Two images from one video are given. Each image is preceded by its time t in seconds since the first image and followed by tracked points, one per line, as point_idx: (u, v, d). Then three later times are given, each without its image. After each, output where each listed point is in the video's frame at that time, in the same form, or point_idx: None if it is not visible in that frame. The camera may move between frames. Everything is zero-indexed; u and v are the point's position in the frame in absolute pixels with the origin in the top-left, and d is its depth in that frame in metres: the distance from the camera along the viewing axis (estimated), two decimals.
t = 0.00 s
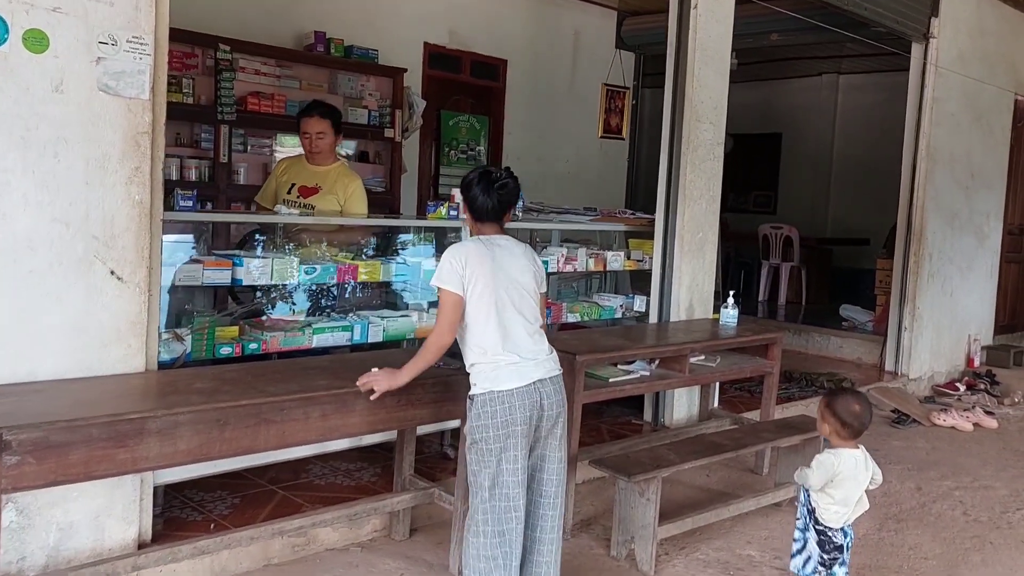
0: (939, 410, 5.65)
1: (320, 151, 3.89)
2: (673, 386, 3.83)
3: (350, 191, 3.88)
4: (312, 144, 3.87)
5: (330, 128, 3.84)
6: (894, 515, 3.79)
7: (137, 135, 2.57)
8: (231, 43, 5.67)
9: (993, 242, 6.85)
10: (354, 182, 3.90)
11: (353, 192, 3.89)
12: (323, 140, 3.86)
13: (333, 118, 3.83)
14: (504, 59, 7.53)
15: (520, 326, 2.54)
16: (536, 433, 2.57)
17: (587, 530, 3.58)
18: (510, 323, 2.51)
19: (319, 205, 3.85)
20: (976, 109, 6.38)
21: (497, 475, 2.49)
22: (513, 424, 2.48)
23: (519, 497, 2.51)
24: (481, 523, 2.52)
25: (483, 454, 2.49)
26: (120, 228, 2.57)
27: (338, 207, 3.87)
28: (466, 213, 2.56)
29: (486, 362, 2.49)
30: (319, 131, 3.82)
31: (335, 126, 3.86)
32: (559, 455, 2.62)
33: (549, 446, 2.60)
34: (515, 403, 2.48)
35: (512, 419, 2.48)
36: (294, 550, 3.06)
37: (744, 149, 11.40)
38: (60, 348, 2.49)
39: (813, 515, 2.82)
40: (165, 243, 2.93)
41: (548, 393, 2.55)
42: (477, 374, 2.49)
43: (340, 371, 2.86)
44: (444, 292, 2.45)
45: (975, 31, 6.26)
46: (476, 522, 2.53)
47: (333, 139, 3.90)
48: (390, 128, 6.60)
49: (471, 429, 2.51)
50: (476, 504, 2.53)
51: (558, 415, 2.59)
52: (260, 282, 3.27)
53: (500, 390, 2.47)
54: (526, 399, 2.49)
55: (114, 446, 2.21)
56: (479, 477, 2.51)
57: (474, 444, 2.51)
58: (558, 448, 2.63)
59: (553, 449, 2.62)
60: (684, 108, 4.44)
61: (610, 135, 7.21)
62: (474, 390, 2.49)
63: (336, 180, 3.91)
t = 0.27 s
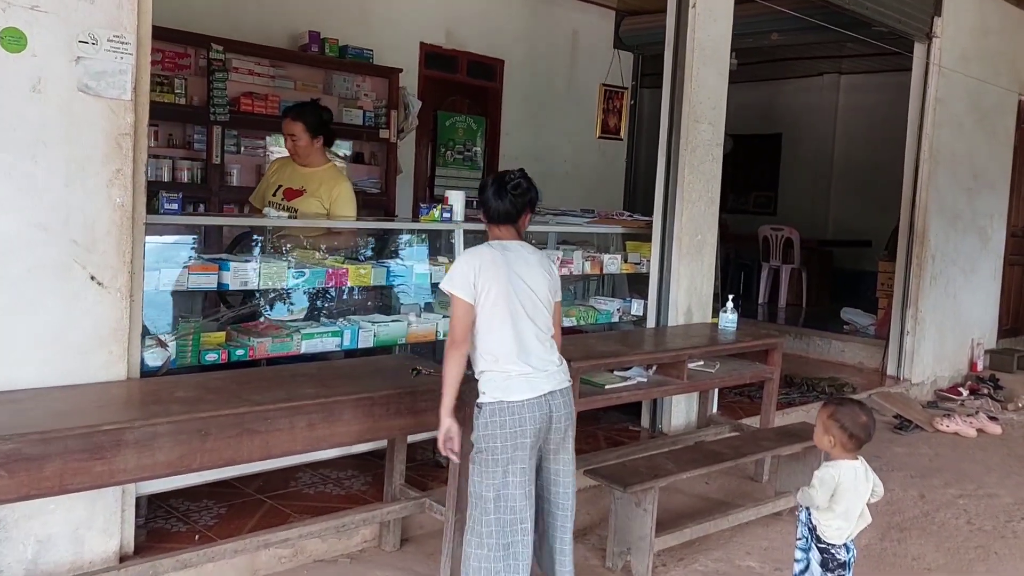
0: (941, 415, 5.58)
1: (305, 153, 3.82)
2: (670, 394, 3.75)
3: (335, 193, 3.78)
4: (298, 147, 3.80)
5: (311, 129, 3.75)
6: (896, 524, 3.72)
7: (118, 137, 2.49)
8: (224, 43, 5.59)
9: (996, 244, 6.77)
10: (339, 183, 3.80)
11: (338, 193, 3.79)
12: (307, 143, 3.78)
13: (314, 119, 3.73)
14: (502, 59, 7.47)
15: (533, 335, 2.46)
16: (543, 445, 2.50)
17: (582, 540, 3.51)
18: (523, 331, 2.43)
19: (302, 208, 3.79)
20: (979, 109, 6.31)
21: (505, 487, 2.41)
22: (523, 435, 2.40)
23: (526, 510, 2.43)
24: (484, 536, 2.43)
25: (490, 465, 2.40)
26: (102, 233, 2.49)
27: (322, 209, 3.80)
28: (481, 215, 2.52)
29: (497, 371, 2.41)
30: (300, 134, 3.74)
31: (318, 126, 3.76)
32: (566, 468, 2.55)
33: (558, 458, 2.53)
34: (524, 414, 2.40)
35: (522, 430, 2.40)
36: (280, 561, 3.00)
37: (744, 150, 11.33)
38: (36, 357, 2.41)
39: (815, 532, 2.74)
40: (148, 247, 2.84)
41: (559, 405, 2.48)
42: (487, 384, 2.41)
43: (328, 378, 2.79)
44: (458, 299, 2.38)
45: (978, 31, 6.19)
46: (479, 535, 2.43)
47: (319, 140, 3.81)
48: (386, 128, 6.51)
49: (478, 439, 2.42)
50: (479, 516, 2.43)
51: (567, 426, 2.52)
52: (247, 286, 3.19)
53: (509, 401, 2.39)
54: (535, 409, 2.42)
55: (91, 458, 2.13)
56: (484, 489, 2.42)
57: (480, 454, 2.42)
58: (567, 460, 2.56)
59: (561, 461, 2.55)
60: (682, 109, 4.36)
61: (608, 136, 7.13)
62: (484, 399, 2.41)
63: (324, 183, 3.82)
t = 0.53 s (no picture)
0: (944, 421, 5.52)
1: (296, 153, 3.76)
2: (670, 400, 3.68)
3: (323, 194, 3.72)
4: (287, 147, 3.74)
5: (302, 129, 3.69)
6: (900, 533, 3.65)
7: (104, 137, 2.43)
8: (219, 43, 5.53)
9: (999, 248, 6.71)
10: (328, 183, 3.74)
11: (327, 194, 3.72)
12: (297, 143, 3.72)
13: (304, 119, 3.67)
14: (500, 59, 7.41)
15: (569, 341, 2.50)
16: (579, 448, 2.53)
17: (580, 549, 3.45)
18: (559, 338, 2.47)
19: (289, 209, 3.74)
20: (982, 112, 6.25)
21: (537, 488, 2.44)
22: (559, 439, 2.44)
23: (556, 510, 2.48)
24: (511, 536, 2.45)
25: (523, 465, 2.44)
26: (87, 235, 2.43)
27: (309, 211, 3.74)
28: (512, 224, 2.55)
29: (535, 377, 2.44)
30: (290, 134, 3.68)
31: (308, 126, 3.70)
32: (595, 471, 2.60)
33: (589, 462, 2.58)
34: (565, 418, 2.44)
35: (559, 434, 2.44)
36: (271, 571, 2.94)
37: (745, 152, 11.28)
38: (19, 362, 2.34)
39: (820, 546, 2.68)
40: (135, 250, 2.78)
41: (594, 410, 2.53)
42: (527, 389, 2.43)
43: (320, 385, 2.72)
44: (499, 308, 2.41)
45: (981, 32, 6.13)
46: (507, 534, 2.46)
47: (309, 140, 3.75)
48: (383, 129, 6.45)
49: (514, 440, 2.45)
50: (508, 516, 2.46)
51: (600, 431, 2.57)
52: (238, 290, 3.13)
53: (550, 405, 2.42)
54: (575, 414, 2.46)
55: (73, 468, 2.06)
56: (516, 489, 2.45)
57: (514, 455, 2.45)
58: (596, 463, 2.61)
59: (592, 464, 2.59)
60: (682, 109, 4.31)
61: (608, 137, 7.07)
62: (522, 404, 2.44)
63: (311, 183, 3.75)
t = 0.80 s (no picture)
0: (948, 429, 5.46)
1: (299, 157, 3.72)
2: (672, 407, 3.63)
3: (322, 195, 3.71)
4: (289, 151, 3.70)
5: (309, 133, 3.67)
6: (904, 543, 3.60)
7: (96, 138, 2.38)
8: (217, 44, 5.50)
9: (1004, 254, 6.66)
10: (325, 185, 3.73)
11: (324, 195, 3.72)
12: (301, 147, 3.69)
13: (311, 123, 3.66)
14: (501, 62, 7.37)
15: (596, 343, 2.58)
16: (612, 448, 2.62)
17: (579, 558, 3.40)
18: (589, 340, 2.54)
19: (286, 211, 3.69)
20: (987, 116, 6.20)
21: (574, 490, 2.51)
22: (597, 441, 2.53)
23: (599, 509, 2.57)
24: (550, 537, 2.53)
25: (562, 467, 2.52)
26: (79, 238, 2.38)
27: (308, 212, 3.72)
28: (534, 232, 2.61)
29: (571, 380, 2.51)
30: (298, 137, 3.65)
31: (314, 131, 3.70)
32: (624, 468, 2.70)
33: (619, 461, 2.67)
34: (603, 420, 2.53)
35: (596, 437, 2.52)
36: None
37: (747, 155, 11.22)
38: (9, 367, 2.30)
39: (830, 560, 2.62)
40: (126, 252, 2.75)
41: (625, 409, 2.63)
42: (563, 392, 2.50)
43: (316, 391, 2.67)
44: (530, 309, 2.46)
45: (985, 36, 6.09)
46: (545, 534, 2.54)
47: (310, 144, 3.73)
48: (382, 132, 6.41)
49: (552, 442, 2.53)
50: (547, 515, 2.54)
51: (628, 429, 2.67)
52: (233, 294, 3.08)
53: (589, 408, 2.50)
54: (610, 415, 2.55)
55: (61, 477, 2.02)
56: (554, 490, 2.53)
57: (553, 456, 2.53)
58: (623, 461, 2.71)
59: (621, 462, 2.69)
60: (684, 112, 4.26)
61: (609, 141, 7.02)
62: (558, 408, 2.51)
63: (305, 183, 3.73)
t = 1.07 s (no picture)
0: (969, 437, 5.38)
1: (312, 156, 3.71)
2: (689, 413, 3.58)
3: (339, 197, 3.75)
4: (303, 151, 3.68)
5: (322, 134, 3.65)
6: (925, 553, 3.53)
7: (109, 136, 2.38)
8: (235, 44, 5.50)
9: None
10: (342, 187, 3.77)
11: (341, 197, 3.76)
12: (314, 148, 3.68)
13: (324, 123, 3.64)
14: (518, 63, 7.34)
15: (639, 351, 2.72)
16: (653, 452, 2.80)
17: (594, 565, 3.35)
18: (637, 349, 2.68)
19: (306, 214, 3.70)
20: (1011, 120, 6.11)
21: (636, 500, 2.65)
22: (655, 448, 2.69)
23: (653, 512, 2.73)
24: (614, 545, 2.67)
25: (625, 480, 2.63)
26: (92, 235, 2.38)
27: (324, 214, 3.75)
28: (566, 242, 2.63)
29: (628, 390, 2.63)
30: (311, 137, 3.63)
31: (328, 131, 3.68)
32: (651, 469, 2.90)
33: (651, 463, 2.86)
34: (657, 427, 2.69)
35: (651, 447, 2.67)
36: None
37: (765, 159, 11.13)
38: (21, 366, 2.29)
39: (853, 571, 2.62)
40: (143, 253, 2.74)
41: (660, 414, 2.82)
42: (626, 403, 2.61)
43: (329, 393, 2.65)
44: (598, 323, 2.49)
45: (1010, 39, 6.00)
46: (608, 541, 2.67)
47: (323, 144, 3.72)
48: (399, 133, 6.39)
49: (611, 453, 2.63)
50: (608, 524, 2.66)
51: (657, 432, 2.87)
52: (247, 295, 3.08)
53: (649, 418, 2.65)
54: (659, 422, 2.72)
55: (71, 477, 2.00)
56: (617, 501, 2.64)
57: (614, 468, 2.63)
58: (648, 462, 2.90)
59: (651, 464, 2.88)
60: (704, 114, 4.21)
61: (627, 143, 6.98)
62: (616, 417, 2.62)
63: (322, 184, 3.75)
